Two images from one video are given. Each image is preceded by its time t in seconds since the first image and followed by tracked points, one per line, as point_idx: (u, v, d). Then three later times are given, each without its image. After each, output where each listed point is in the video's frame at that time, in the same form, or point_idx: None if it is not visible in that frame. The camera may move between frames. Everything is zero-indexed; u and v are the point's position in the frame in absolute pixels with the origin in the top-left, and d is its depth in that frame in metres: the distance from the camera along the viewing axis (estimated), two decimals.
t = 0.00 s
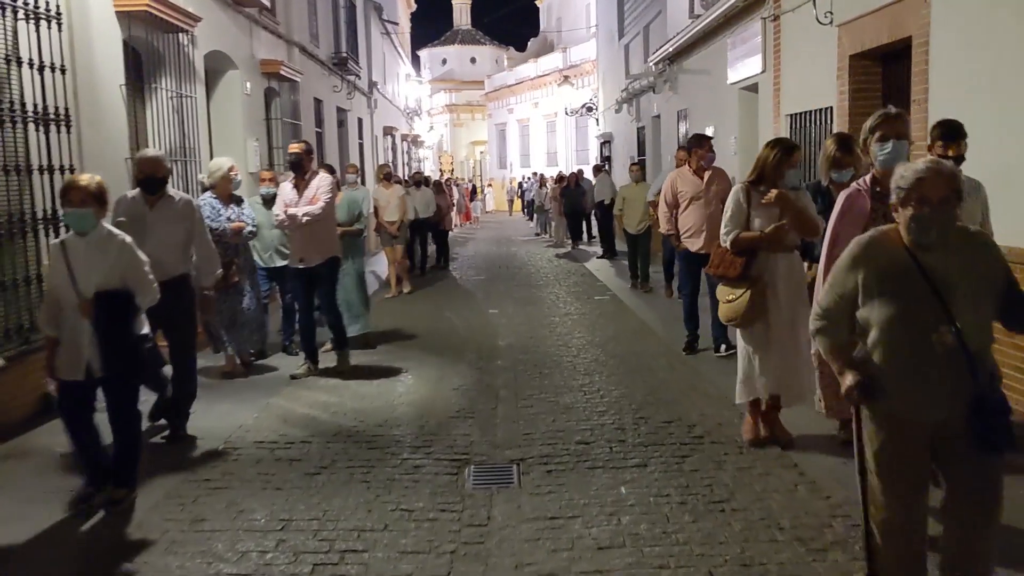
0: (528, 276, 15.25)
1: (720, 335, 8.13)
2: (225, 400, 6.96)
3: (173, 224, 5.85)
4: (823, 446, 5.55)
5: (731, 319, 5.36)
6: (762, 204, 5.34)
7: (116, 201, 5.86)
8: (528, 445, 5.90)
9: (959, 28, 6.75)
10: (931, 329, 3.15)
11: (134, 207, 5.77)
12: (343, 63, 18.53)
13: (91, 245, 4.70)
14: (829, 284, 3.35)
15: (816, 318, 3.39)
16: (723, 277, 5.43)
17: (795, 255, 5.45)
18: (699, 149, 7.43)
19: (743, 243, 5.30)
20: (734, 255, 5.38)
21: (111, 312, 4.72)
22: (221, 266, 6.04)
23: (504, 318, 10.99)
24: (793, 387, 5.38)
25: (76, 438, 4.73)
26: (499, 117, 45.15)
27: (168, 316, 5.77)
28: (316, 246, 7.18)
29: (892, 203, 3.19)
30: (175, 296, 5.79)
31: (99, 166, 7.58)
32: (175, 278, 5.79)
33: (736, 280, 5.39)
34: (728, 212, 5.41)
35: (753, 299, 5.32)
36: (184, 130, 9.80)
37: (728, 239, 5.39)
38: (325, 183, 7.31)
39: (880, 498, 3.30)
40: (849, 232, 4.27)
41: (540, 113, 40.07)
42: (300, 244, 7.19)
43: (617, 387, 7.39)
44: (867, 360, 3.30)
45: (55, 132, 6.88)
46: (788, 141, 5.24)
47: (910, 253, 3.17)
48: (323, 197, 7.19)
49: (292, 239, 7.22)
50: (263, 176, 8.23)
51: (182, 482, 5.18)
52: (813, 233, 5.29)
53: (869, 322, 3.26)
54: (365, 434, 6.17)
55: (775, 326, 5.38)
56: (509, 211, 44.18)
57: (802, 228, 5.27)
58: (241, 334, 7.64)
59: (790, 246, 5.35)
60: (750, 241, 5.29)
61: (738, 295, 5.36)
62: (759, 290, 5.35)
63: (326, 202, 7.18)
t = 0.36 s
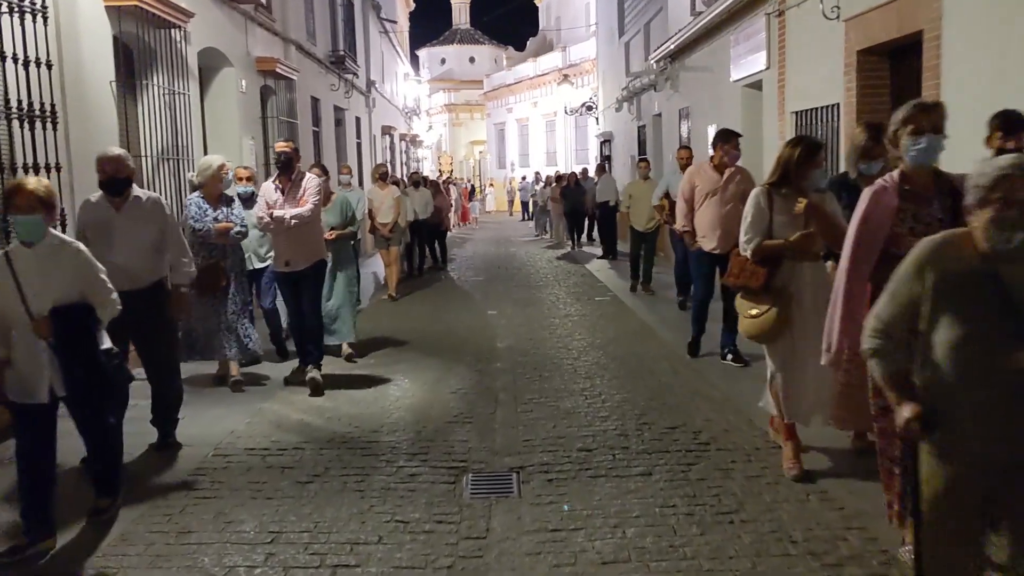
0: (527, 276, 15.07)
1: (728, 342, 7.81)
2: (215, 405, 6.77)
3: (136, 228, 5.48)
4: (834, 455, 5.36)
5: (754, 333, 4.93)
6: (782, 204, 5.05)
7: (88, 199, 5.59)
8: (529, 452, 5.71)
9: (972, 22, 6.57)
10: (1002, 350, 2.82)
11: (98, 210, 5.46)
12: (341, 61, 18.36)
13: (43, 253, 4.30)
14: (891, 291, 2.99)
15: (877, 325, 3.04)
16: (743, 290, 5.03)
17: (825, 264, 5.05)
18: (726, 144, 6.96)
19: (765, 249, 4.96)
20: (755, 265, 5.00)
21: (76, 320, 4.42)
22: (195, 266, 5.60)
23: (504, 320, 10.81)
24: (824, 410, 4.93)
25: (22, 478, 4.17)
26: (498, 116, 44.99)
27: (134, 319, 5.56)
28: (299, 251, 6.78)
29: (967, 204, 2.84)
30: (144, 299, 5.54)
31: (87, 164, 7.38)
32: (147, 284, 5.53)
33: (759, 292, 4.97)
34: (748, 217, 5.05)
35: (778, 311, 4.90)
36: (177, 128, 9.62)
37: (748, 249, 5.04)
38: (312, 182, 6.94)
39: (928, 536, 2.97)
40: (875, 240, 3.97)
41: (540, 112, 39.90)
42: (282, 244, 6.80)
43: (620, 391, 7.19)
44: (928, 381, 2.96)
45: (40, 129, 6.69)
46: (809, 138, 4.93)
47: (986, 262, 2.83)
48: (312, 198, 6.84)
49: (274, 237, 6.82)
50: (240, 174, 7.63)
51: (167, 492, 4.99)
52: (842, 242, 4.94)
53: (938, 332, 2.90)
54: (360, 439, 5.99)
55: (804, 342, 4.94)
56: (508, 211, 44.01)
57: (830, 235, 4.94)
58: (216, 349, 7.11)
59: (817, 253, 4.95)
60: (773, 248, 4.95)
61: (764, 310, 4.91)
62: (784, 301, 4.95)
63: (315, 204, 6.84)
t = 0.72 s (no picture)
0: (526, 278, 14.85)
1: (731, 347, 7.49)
2: (201, 411, 6.56)
3: (89, 228, 5.08)
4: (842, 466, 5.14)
5: (771, 342, 4.59)
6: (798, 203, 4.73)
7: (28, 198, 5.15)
8: (524, 462, 5.49)
9: (984, 15, 6.34)
10: None
11: (43, 207, 5.03)
12: (337, 60, 18.15)
13: None
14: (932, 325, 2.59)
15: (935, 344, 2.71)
16: (758, 295, 4.70)
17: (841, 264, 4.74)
18: (734, 138, 6.87)
19: (783, 249, 4.63)
20: (770, 267, 4.68)
21: (10, 335, 3.95)
22: (153, 269, 5.29)
23: (501, 322, 10.59)
24: (845, 419, 4.73)
25: None
26: (498, 117, 44.78)
27: (79, 324, 5.08)
28: (290, 254, 6.52)
29: None
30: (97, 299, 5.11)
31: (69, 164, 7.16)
32: (100, 288, 5.11)
33: (774, 297, 4.65)
34: (762, 213, 4.73)
35: (797, 317, 4.58)
36: (169, 127, 9.40)
37: (763, 250, 4.69)
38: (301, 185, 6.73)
39: None
40: (919, 243, 3.46)
41: (539, 112, 39.70)
42: (268, 247, 6.50)
43: (620, 397, 6.98)
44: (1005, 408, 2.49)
45: (17, 127, 6.47)
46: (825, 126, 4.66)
47: None
48: (303, 201, 6.64)
49: (260, 240, 6.51)
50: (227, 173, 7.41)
51: (146, 505, 4.78)
52: (861, 242, 4.67)
53: (1007, 375, 2.44)
54: (349, 447, 5.77)
55: (823, 349, 4.66)
56: (508, 211, 43.81)
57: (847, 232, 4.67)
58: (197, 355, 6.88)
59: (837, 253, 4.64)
60: (791, 248, 4.62)
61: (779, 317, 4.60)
62: (804, 307, 4.62)
63: (307, 207, 6.64)
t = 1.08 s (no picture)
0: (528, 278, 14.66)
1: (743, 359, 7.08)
2: (192, 418, 6.37)
3: (53, 232, 4.65)
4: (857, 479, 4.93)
5: (806, 367, 4.12)
6: (838, 212, 4.22)
7: None
8: (525, 472, 5.28)
9: (1001, 11, 6.13)
10: None
11: (4, 213, 4.62)
12: (338, 58, 17.97)
13: None
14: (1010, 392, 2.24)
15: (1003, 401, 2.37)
16: (792, 313, 4.22)
17: (889, 282, 4.17)
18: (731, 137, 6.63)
19: (819, 262, 4.13)
20: (806, 282, 4.18)
21: None
22: (124, 277, 4.82)
23: (503, 324, 10.41)
24: (900, 459, 4.11)
25: None
26: (501, 115, 44.61)
27: (39, 336, 4.59)
28: (281, 259, 6.20)
29: None
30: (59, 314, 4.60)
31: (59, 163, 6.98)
32: (67, 297, 4.65)
33: (813, 317, 4.16)
34: (798, 226, 4.22)
35: (833, 339, 4.08)
36: (167, 128, 9.21)
37: (798, 262, 4.20)
38: (297, 179, 6.34)
39: None
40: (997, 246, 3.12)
41: (543, 111, 39.51)
42: (262, 251, 6.19)
43: (625, 404, 6.77)
44: None
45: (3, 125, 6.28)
46: (871, 128, 4.18)
47: None
48: (300, 198, 6.27)
49: (253, 243, 6.17)
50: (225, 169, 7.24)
51: (131, 518, 4.60)
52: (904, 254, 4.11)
53: None
54: (344, 456, 5.59)
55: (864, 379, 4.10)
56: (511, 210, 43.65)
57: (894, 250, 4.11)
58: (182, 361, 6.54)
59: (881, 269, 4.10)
60: (827, 261, 4.12)
61: (816, 340, 4.11)
62: (844, 328, 4.12)
63: (304, 205, 6.28)
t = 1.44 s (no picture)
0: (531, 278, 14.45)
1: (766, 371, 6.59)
2: (185, 423, 6.15)
3: (22, 234, 4.23)
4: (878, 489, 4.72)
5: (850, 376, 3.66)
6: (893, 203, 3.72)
7: None
8: (531, 482, 5.06)
9: None
10: None
11: None
12: (339, 56, 17.78)
13: None
14: None
15: None
16: (840, 314, 3.75)
17: (953, 284, 3.66)
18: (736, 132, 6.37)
19: (872, 262, 3.63)
20: (856, 281, 3.69)
21: None
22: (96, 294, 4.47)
23: (506, 325, 10.21)
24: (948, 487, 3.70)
25: None
26: (503, 115, 44.46)
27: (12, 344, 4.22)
28: (260, 263, 5.61)
29: None
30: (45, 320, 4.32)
31: (48, 160, 6.76)
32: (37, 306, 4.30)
33: (861, 320, 3.69)
34: (849, 217, 3.72)
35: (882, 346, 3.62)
36: (160, 123, 9.01)
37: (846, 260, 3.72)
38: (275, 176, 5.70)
39: None
40: None
41: (545, 111, 39.34)
42: (241, 254, 5.59)
43: (633, 409, 6.54)
44: None
45: None
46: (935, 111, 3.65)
47: None
48: (280, 199, 5.66)
49: (230, 247, 5.57)
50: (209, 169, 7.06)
51: (119, 530, 4.40)
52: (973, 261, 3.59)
53: None
54: (342, 464, 5.38)
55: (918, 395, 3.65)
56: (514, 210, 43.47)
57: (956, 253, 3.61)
58: (160, 368, 6.04)
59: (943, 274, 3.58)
60: (882, 260, 3.62)
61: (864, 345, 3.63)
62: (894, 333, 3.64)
63: (284, 206, 5.67)
